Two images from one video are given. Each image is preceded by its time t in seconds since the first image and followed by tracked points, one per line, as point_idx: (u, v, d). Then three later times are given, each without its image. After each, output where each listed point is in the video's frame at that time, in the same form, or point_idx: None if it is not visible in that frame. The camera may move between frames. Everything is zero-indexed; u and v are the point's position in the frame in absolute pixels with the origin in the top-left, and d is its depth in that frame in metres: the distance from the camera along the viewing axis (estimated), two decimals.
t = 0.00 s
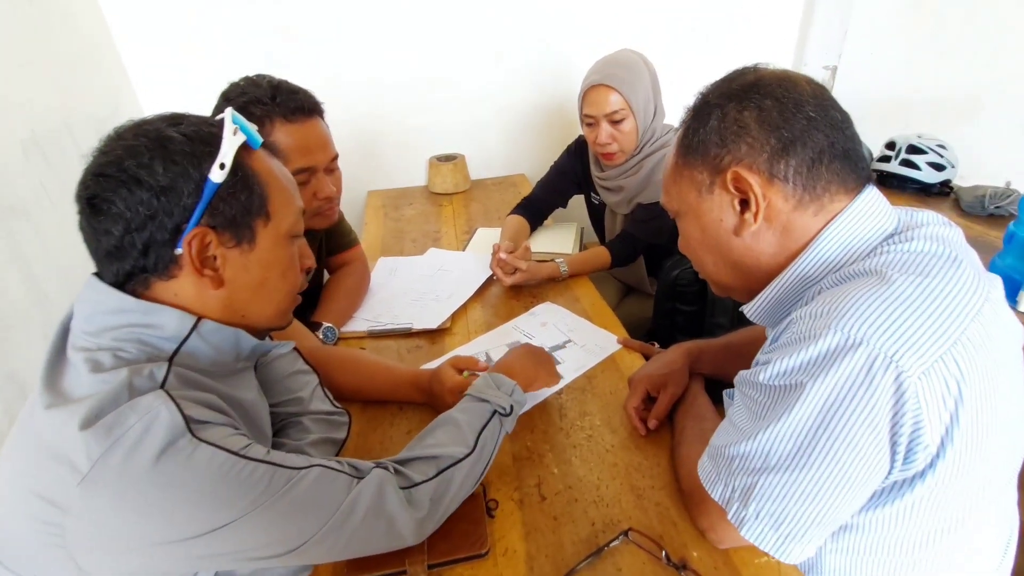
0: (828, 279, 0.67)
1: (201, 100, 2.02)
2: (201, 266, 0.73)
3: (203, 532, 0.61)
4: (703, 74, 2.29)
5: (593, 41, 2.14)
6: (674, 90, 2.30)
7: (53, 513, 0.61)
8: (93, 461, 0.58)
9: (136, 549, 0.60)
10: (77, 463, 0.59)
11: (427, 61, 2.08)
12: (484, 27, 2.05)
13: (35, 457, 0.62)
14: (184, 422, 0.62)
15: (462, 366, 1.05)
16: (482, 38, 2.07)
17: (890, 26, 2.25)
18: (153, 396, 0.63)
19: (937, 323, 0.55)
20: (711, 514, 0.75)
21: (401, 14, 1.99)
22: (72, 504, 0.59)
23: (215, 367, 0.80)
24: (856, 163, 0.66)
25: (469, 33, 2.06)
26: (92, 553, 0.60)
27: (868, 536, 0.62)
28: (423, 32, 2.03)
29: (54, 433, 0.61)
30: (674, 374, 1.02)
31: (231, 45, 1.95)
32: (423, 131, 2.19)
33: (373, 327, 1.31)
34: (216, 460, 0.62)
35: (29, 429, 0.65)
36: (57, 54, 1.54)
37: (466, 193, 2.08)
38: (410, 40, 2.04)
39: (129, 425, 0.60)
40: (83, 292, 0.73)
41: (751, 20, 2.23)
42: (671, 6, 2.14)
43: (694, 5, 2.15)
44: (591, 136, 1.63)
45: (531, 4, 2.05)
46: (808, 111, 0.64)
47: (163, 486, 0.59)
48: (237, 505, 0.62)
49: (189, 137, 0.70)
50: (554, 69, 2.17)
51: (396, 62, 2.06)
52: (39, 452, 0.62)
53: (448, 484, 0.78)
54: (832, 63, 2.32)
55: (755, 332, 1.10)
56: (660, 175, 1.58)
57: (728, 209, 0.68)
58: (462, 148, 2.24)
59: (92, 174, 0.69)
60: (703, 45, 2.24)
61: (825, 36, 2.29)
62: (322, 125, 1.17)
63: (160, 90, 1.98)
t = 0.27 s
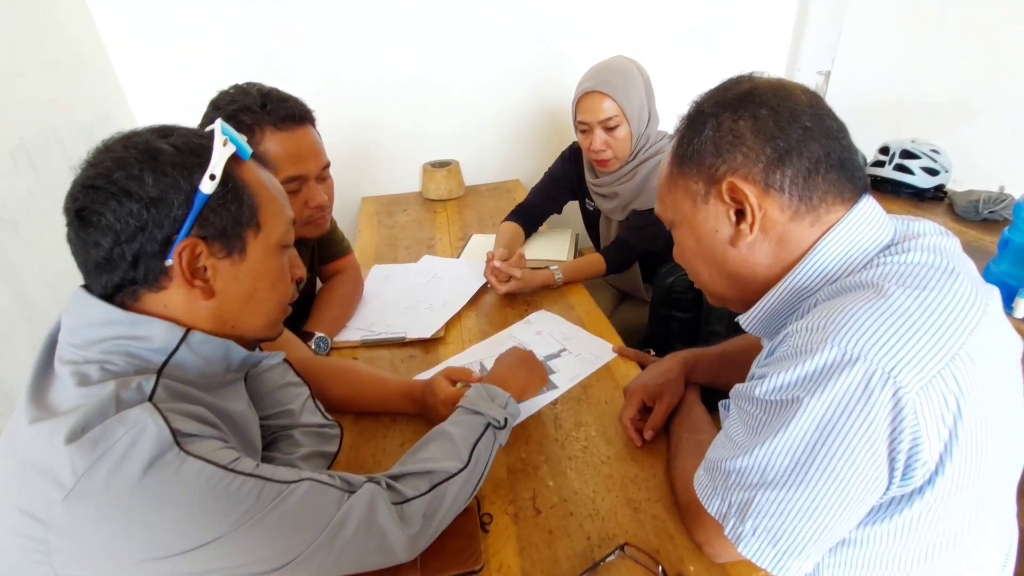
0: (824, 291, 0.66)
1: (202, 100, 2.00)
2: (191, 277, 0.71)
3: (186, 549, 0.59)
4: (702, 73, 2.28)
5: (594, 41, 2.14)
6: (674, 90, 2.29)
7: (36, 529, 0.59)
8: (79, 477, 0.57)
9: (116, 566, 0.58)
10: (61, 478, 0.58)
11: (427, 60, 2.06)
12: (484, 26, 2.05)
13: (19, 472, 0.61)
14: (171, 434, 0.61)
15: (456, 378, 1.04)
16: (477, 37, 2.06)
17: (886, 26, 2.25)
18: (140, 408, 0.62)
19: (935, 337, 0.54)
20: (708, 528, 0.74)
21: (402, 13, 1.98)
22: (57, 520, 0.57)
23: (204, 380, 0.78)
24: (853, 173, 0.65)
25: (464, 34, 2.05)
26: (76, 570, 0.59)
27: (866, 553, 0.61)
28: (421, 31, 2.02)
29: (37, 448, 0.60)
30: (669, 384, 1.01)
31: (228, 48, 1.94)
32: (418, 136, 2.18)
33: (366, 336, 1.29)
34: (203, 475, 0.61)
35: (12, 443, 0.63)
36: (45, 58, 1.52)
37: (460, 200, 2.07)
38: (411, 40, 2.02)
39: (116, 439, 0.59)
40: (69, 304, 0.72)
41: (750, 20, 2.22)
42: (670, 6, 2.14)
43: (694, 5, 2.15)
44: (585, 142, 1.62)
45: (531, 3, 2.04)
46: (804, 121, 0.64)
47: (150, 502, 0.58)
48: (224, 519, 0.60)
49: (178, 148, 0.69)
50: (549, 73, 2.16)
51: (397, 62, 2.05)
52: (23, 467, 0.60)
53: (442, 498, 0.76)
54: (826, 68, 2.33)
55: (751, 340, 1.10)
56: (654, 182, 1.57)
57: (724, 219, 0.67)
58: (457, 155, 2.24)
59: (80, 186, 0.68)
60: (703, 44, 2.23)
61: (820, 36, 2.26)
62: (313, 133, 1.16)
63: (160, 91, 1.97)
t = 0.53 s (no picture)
0: (814, 303, 0.67)
1: (202, 100, 1.98)
2: (185, 291, 0.71)
3: (173, 567, 0.57)
4: (705, 72, 2.29)
5: (594, 40, 2.14)
6: (674, 89, 2.29)
7: (25, 545, 0.58)
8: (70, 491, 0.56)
9: None
10: (51, 494, 0.57)
11: (428, 60, 2.06)
12: (484, 26, 2.04)
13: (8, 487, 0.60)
14: (162, 448, 0.61)
15: (449, 390, 1.03)
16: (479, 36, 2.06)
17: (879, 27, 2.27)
18: (130, 422, 0.61)
19: (923, 350, 0.55)
20: (702, 539, 0.74)
21: (402, 14, 1.98)
22: (47, 536, 0.57)
23: (196, 394, 0.78)
24: (841, 186, 0.66)
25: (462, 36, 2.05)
26: None
27: (859, 564, 0.61)
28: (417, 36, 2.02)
29: (28, 462, 0.59)
30: (662, 394, 1.01)
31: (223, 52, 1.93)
32: (412, 144, 2.18)
33: (359, 346, 1.29)
34: (195, 489, 0.60)
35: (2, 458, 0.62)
36: (35, 68, 1.52)
37: (453, 209, 2.07)
38: (412, 40, 2.02)
39: (107, 454, 0.58)
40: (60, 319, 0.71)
41: (751, 20, 2.22)
42: (672, 5, 2.14)
43: (694, 5, 2.15)
44: (577, 152, 1.63)
45: (532, 3, 2.04)
46: (792, 135, 0.64)
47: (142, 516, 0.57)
48: (213, 536, 0.59)
49: (174, 163, 0.69)
50: (543, 79, 2.17)
51: (396, 62, 2.04)
52: (12, 482, 0.60)
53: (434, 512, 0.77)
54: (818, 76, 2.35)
55: (743, 349, 1.10)
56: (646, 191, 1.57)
57: (716, 232, 0.67)
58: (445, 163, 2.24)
59: (74, 201, 0.67)
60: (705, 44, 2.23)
61: (810, 42, 2.27)
62: (305, 144, 1.16)
63: (161, 91, 1.95)
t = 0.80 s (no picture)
0: (822, 310, 0.67)
1: (202, 100, 1.98)
2: (200, 295, 0.72)
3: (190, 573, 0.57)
4: (705, 73, 2.29)
5: (594, 40, 2.14)
6: (674, 90, 2.30)
7: (39, 551, 0.58)
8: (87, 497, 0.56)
9: None
10: (69, 499, 0.57)
11: (428, 60, 2.06)
12: (484, 26, 2.05)
13: (24, 492, 0.60)
14: (179, 454, 0.61)
15: (457, 395, 1.04)
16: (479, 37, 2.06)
17: (878, 32, 2.29)
18: (148, 428, 0.62)
19: (933, 357, 0.56)
20: (710, 544, 0.74)
21: (402, 13, 1.98)
22: (63, 542, 0.56)
23: (208, 399, 0.78)
24: (849, 195, 0.67)
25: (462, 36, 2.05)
26: None
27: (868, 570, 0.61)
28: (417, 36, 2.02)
29: (45, 467, 0.59)
30: (667, 401, 1.02)
31: (225, 54, 1.94)
32: (414, 149, 2.19)
33: (364, 351, 1.29)
34: (212, 494, 0.61)
35: (17, 462, 0.62)
36: (41, 72, 1.52)
37: (456, 215, 2.08)
38: (412, 40, 2.02)
39: (125, 460, 0.58)
40: (75, 323, 0.71)
41: (751, 20, 2.23)
42: (672, 6, 2.15)
43: (694, 5, 2.16)
44: (581, 160, 1.64)
45: (532, 3, 2.05)
46: (801, 145, 0.65)
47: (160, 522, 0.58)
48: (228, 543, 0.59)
49: (191, 168, 0.70)
50: (543, 82, 2.18)
51: (397, 62, 2.04)
52: (28, 487, 0.60)
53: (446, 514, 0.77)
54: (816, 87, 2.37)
55: (747, 355, 1.11)
56: (650, 198, 1.59)
57: (725, 240, 0.68)
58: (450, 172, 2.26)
59: (90, 205, 0.68)
60: (705, 45, 2.24)
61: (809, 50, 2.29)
62: (314, 150, 1.16)
63: (161, 91, 1.95)
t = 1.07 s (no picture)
0: (834, 322, 0.68)
1: (202, 100, 1.98)
2: (210, 302, 0.72)
3: None
4: (705, 73, 2.28)
5: (594, 40, 2.14)
6: (674, 90, 2.29)
7: (50, 563, 0.58)
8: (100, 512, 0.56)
9: None
10: (81, 512, 0.57)
11: (428, 60, 2.06)
12: (484, 26, 2.04)
13: (35, 503, 0.60)
14: (192, 468, 0.61)
15: (464, 400, 1.04)
16: (478, 35, 2.05)
17: (878, 40, 2.30)
18: (160, 442, 0.61)
19: (947, 371, 0.56)
20: (719, 555, 0.74)
21: (402, 14, 1.98)
22: (75, 554, 0.56)
23: (215, 408, 0.78)
24: (860, 208, 0.67)
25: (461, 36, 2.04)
26: None
27: None
28: (417, 35, 2.01)
29: (57, 478, 0.59)
30: (673, 410, 1.02)
31: (226, 55, 1.93)
32: (416, 153, 2.19)
33: (368, 356, 1.29)
34: (225, 508, 0.61)
35: (27, 471, 0.62)
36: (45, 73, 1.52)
37: (459, 220, 2.08)
38: (411, 40, 2.02)
39: (137, 475, 0.58)
40: (82, 329, 0.71)
41: (751, 19, 2.22)
42: (672, 5, 2.14)
43: (694, 5, 2.15)
44: (586, 167, 1.65)
45: (531, 3, 2.04)
46: (814, 157, 0.66)
47: (173, 538, 0.57)
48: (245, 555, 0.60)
49: (205, 174, 0.70)
50: (541, 83, 2.17)
51: (397, 62, 2.04)
52: (39, 498, 0.59)
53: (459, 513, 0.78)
54: (817, 96, 2.38)
55: (753, 364, 1.11)
56: (654, 206, 1.59)
57: (736, 251, 0.68)
58: (453, 176, 2.26)
59: (102, 209, 0.67)
60: (704, 44, 2.23)
61: (810, 57, 2.30)
62: (321, 155, 1.17)
63: (161, 91, 1.95)
